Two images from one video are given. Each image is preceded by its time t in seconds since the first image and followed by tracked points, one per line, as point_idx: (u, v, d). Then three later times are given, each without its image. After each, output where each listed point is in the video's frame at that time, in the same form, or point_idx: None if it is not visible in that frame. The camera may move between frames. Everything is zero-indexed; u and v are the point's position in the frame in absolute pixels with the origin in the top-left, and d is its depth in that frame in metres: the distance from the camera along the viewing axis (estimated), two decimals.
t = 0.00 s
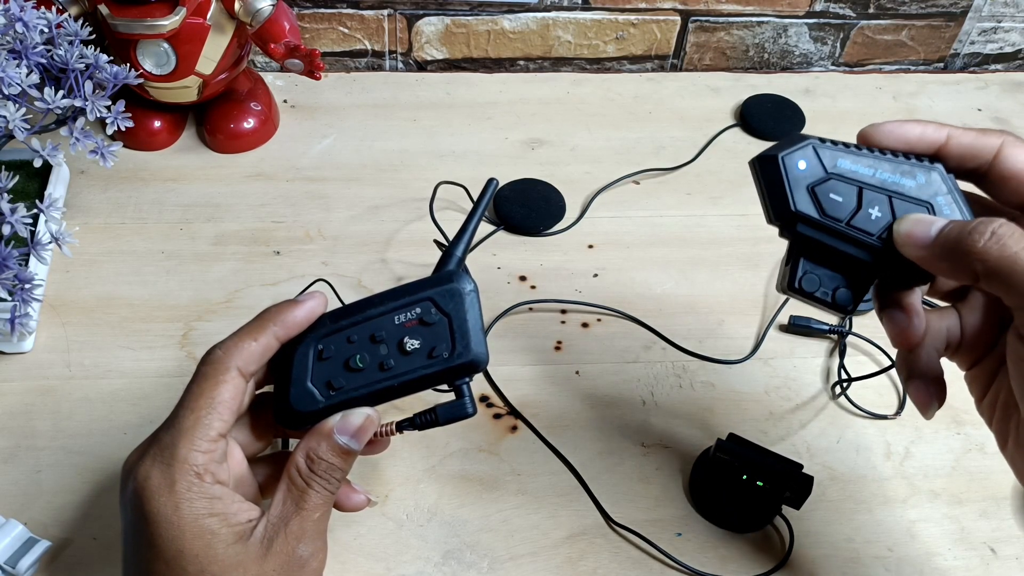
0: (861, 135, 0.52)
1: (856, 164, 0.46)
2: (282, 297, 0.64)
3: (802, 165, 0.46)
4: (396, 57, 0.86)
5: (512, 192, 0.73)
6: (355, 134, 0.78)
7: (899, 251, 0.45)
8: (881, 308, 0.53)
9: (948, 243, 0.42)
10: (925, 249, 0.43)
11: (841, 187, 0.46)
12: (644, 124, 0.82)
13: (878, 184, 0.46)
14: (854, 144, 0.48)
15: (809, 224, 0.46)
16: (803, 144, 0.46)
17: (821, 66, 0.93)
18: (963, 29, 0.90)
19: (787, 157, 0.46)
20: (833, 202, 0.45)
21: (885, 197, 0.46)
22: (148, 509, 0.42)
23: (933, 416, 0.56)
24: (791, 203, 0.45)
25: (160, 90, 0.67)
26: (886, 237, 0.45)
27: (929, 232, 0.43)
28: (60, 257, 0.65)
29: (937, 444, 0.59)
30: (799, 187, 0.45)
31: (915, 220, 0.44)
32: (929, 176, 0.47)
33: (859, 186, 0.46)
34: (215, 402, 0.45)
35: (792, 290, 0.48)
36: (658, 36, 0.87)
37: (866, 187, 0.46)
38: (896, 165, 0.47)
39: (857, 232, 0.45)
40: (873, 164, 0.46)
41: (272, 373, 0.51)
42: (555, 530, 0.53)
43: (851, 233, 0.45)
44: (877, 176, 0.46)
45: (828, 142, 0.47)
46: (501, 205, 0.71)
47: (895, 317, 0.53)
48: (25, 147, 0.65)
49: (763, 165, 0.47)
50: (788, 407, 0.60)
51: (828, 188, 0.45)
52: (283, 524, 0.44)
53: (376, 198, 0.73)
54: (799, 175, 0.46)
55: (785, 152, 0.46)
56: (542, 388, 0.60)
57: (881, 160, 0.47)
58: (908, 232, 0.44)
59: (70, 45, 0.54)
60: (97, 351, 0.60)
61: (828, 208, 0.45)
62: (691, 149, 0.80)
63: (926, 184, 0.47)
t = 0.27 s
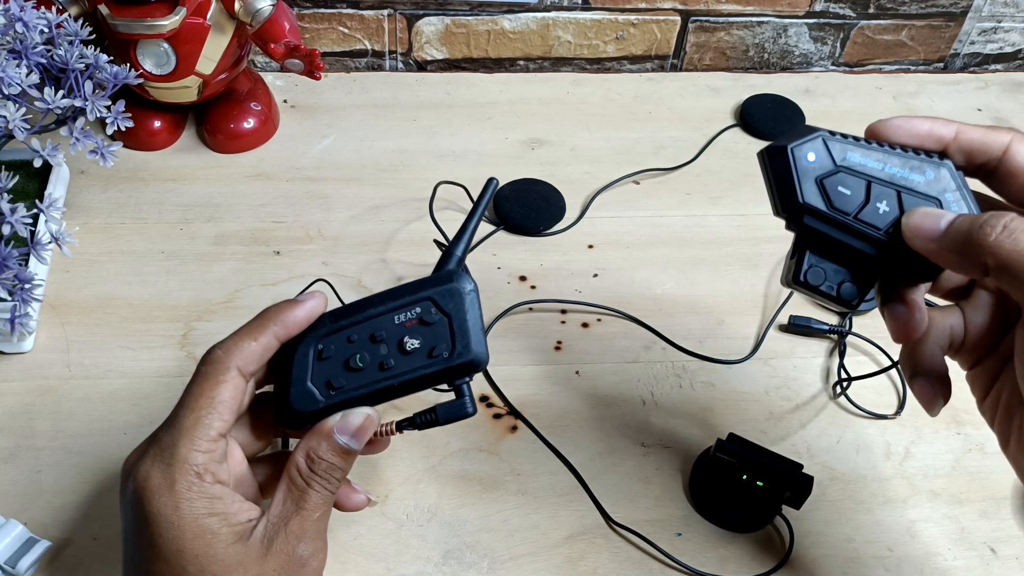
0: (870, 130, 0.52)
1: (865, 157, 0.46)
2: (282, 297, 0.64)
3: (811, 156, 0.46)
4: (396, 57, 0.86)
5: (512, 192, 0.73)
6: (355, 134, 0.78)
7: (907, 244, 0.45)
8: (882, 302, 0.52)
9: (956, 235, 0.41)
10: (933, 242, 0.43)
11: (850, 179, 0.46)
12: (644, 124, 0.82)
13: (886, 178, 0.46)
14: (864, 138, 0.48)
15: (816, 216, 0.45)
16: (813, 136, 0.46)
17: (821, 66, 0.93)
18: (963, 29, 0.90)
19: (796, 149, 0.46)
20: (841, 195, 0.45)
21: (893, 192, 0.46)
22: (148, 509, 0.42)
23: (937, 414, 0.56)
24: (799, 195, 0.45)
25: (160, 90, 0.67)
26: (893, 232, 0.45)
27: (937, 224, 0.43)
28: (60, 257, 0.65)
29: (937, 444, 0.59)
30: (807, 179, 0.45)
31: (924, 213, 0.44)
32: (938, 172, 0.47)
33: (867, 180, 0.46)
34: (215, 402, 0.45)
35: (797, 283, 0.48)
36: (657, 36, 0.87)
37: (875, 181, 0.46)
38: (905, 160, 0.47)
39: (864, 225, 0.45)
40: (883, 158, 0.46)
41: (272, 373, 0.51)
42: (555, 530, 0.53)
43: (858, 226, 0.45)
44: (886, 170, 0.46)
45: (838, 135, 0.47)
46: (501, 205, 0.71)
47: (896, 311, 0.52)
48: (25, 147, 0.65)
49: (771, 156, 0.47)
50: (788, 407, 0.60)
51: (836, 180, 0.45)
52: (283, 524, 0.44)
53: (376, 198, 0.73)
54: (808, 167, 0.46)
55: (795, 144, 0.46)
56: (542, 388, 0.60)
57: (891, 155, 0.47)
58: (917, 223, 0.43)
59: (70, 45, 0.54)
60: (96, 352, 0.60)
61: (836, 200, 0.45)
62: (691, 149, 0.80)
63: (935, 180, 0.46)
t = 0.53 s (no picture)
0: (868, 135, 0.53)
1: (863, 162, 0.46)
2: (282, 297, 0.64)
3: (809, 162, 0.46)
4: (396, 57, 0.86)
5: (512, 192, 0.73)
6: (355, 134, 0.78)
7: (906, 247, 0.45)
8: (881, 306, 0.52)
9: (953, 239, 0.41)
10: (931, 245, 0.43)
11: (848, 184, 0.46)
12: (644, 124, 0.82)
13: (884, 183, 0.46)
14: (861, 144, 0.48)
15: (814, 220, 0.46)
16: (811, 142, 0.46)
17: (821, 66, 0.93)
18: (963, 29, 0.90)
19: (794, 154, 0.46)
20: (839, 200, 0.45)
21: (892, 197, 0.46)
22: (148, 509, 0.42)
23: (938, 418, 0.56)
24: (797, 200, 0.45)
25: (160, 90, 0.67)
26: (891, 237, 0.45)
27: (935, 228, 0.43)
28: (60, 257, 0.65)
29: (937, 444, 0.59)
30: (805, 184, 0.46)
31: (923, 216, 0.44)
32: (936, 177, 0.47)
33: (866, 185, 0.46)
34: (215, 402, 0.45)
35: (796, 288, 0.48)
36: (658, 36, 0.87)
37: (873, 186, 0.46)
38: (903, 165, 0.47)
39: (863, 230, 0.45)
40: (881, 163, 0.47)
41: (272, 373, 0.51)
42: (555, 530, 0.53)
43: (856, 231, 0.45)
44: (884, 175, 0.46)
45: (836, 140, 0.47)
46: (501, 205, 0.71)
47: (895, 315, 0.52)
48: (25, 147, 0.65)
49: (770, 161, 0.47)
50: (788, 407, 0.60)
51: (834, 186, 0.45)
52: (283, 525, 0.44)
53: (376, 198, 0.73)
54: (806, 172, 0.46)
55: (792, 149, 0.46)
56: (542, 388, 0.60)
57: (888, 160, 0.47)
58: (915, 226, 0.43)
59: (70, 45, 0.54)
60: (97, 351, 0.60)
61: (834, 205, 0.45)
62: (691, 149, 0.80)
63: (933, 185, 0.46)
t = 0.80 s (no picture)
0: (870, 134, 0.53)
1: (865, 162, 0.46)
2: (282, 297, 0.64)
3: (811, 161, 0.46)
4: (396, 57, 0.86)
5: (512, 192, 0.73)
6: (355, 134, 0.78)
7: (907, 248, 0.45)
8: (884, 305, 0.52)
9: (956, 238, 0.41)
10: (933, 245, 0.43)
11: (850, 184, 0.46)
12: (644, 124, 0.82)
13: (886, 183, 0.46)
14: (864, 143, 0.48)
15: (816, 221, 0.45)
16: (814, 141, 0.46)
17: (821, 66, 0.93)
18: (963, 29, 0.90)
19: (797, 154, 0.46)
20: (842, 200, 0.45)
21: (894, 197, 0.46)
22: (148, 509, 0.42)
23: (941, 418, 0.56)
24: (799, 200, 0.45)
25: (160, 90, 0.67)
26: (894, 237, 0.45)
27: (938, 228, 0.43)
28: (60, 257, 0.65)
29: (937, 444, 0.59)
30: (807, 184, 0.46)
31: (925, 216, 0.44)
32: (938, 177, 0.47)
33: (868, 184, 0.46)
34: (215, 402, 0.45)
35: (798, 288, 0.48)
36: (657, 36, 0.87)
37: (875, 186, 0.46)
38: (905, 165, 0.47)
39: (865, 230, 0.45)
40: (883, 163, 0.47)
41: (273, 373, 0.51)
42: (555, 530, 0.53)
43: (859, 231, 0.45)
44: (886, 175, 0.46)
45: (839, 140, 0.47)
46: (501, 205, 0.71)
47: (898, 315, 0.52)
48: (25, 147, 0.65)
49: (771, 161, 0.47)
50: (788, 407, 0.60)
51: (836, 185, 0.45)
52: (283, 525, 0.44)
53: (376, 198, 0.73)
54: (809, 172, 0.46)
55: (795, 148, 0.46)
56: (542, 388, 0.60)
57: (891, 160, 0.47)
58: (917, 227, 0.43)
59: (70, 45, 0.54)
60: (97, 352, 0.60)
61: (837, 205, 0.45)
62: (691, 150, 0.80)
63: (935, 185, 0.47)
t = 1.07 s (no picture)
0: (868, 136, 0.53)
1: (863, 163, 0.46)
2: (282, 297, 0.64)
3: (809, 162, 0.46)
4: (396, 57, 0.86)
5: (512, 192, 0.73)
6: (355, 134, 0.78)
7: (906, 249, 0.45)
8: (882, 306, 0.52)
9: (952, 241, 0.41)
10: (930, 247, 0.43)
11: (848, 185, 0.46)
12: (644, 124, 0.82)
13: (884, 184, 0.46)
14: (861, 145, 0.48)
15: (814, 221, 0.45)
16: (811, 142, 0.47)
17: (821, 66, 0.93)
18: (963, 29, 0.90)
19: (794, 155, 0.46)
20: (839, 201, 0.45)
21: (892, 198, 0.46)
22: (148, 509, 0.42)
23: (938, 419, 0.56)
24: (796, 201, 0.46)
25: (160, 90, 0.67)
26: (892, 238, 0.45)
27: (935, 229, 0.43)
28: (60, 257, 0.65)
29: (936, 444, 0.59)
30: (805, 185, 0.46)
31: (922, 218, 0.43)
32: (936, 178, 0.47)
33: (866, 185, 0.46)
34: (215, 402, 0.45)
35: (796, 289, 0.48)
36: (658, 36, 0.87)
37: (873, 187, 0.46)
38: (903, 166, 0.47)
39: (863, 231, 0.45)
40: (881, 164, 0.47)
41: (273, 374, 0.51)
42: (555, 530, 0.53)
43: (857, 232, 0.45)
44: (884, 176, 0.46)
45: (836, 141, 0.47)
46: (501, 205, 0.71)
47: (897, 316, 0.52)
48: (25, 147, 0.65)
49: (769, 162, 0.47)
50: (788, 407, 0.60)
51: (834, 186, 0.45)
52: (283, 525, 0.44)
53: (376, 198, 0.73)
54: (806, 173, 0.46)
55: (792, 149, 0.46)
56: (542, 388, 0.60)
57: (888, 161, 0.47)
58: (915, 229, 0.43)
59: (70, 45, 0.54)
60: (97, 351, 0.60)
61: (834, 206, 0.45)
62: (691, 150, 0.80)
63: (933, 186, 0.46)
